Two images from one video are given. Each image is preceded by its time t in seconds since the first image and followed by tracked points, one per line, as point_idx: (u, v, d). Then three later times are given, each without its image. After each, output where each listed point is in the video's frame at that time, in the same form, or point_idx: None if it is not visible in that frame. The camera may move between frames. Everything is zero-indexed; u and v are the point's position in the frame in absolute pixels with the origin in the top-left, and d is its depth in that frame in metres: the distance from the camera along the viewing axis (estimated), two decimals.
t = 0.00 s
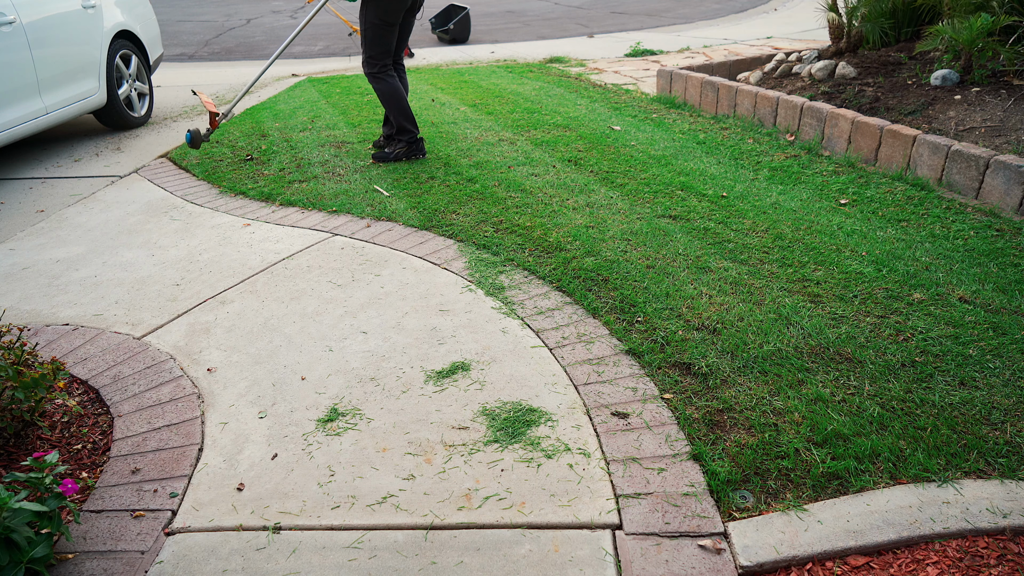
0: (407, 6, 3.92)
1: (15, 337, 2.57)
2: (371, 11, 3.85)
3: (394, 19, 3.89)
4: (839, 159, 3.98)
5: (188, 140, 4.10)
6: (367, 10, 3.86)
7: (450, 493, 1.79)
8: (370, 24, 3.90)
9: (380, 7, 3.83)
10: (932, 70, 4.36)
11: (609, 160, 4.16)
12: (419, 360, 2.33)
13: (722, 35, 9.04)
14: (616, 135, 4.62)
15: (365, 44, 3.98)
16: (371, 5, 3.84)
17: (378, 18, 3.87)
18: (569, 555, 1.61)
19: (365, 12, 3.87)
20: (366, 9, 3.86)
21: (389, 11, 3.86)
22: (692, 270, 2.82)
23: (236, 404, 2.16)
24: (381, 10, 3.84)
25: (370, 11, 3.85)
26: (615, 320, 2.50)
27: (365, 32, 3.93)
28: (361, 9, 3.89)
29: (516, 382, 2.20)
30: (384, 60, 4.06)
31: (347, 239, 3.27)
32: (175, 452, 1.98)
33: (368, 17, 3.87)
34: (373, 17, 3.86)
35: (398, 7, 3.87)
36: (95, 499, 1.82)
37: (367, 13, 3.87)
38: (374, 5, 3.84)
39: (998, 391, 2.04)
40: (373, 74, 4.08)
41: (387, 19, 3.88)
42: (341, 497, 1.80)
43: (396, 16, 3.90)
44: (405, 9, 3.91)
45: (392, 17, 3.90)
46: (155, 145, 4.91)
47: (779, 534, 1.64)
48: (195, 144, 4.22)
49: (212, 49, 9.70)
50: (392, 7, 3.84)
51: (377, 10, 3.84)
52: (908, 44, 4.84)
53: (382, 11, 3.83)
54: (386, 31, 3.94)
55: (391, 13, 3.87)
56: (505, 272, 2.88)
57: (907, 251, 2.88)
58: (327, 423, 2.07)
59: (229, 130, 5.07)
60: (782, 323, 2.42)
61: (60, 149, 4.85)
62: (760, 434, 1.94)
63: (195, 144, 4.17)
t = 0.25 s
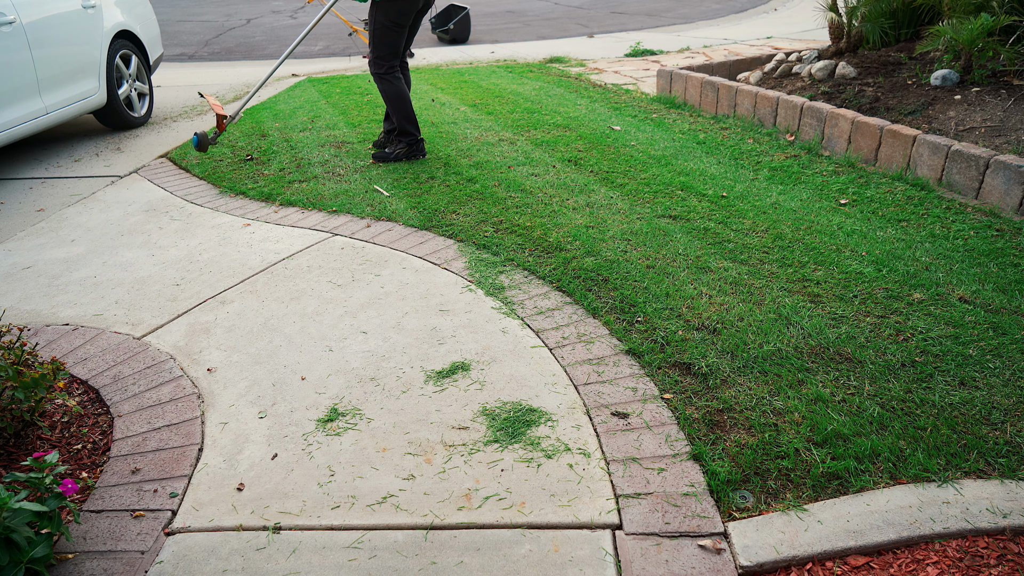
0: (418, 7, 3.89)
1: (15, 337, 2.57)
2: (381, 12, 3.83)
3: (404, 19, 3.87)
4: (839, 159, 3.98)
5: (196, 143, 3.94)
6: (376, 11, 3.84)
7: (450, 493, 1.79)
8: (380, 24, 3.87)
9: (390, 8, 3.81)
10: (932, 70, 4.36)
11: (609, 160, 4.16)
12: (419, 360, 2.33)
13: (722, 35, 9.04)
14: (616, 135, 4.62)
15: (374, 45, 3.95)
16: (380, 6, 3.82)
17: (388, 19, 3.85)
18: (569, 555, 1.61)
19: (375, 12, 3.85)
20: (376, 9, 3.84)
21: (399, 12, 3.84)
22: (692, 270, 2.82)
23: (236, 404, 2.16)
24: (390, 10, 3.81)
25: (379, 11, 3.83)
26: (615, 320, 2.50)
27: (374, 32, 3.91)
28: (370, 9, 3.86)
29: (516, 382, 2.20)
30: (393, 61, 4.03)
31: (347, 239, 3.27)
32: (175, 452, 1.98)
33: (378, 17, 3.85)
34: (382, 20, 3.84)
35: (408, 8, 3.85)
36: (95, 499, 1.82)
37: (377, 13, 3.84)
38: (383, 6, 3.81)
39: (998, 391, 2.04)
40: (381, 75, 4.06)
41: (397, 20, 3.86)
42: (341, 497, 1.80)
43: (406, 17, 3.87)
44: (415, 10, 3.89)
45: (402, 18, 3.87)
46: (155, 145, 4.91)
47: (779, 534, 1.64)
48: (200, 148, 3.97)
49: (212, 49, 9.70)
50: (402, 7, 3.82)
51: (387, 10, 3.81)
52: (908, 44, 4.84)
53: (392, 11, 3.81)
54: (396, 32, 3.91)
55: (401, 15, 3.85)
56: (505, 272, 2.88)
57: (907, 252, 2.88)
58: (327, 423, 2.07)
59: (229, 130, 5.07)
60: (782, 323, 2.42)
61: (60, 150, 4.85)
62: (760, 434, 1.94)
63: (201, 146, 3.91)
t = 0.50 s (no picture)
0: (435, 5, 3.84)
1: (15, 337, 2.57)
2: (398, 10, 3.77)
3: (421, 18, 3.81)
4: (839, 159, 3.98)
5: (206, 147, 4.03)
6: (393, 9, 3.79)
7: (450, 493, 1.79)
8: (396, 23, 3.82)
9: (407, 6, 3.75)
10: (931, 70, 4.37)
11: (609, 160, 4.16)
12: (419, 360, 2.33)
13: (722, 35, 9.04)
14: (616, 135, 4.62)
15: (390, 43, 3.90)
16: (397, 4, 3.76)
17: (405, 17, 3.79)
18: (569, 555, 1.61)
19: (392, 10, 3.79)
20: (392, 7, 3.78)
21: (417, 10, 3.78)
22: (692, 270, 2.82)
23: (236, 404, 2.16)
24: (408, 8, 3.77)
25: (396, 10, 3.77)
26: (615, 320, 2.50)
27: (390, 31, 3.85)
28: (387, 7, 3.81)
29: (516, 382, 2.20)
30: (408, 61, 3.98)
31: (347, 239, 3.27)
32: (175, 452, 1.98)
33: (395, 16, 3.80)
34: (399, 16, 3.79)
35: (425, 6, 3.79)
36: (95, 499, 1.82)
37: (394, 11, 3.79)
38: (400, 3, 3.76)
39: (998, 391, 2.04)
40: (395, 74, 4.01)
41: (415, 19, 3.80)
42: (341, 497, 1.80)
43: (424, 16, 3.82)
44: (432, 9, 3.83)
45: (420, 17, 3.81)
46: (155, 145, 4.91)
47: (779, 534, 1.64)
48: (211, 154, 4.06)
49: (212, 49, 9.71)
50: (419, 6, 3.77)
51: (404, 8, 3.76)
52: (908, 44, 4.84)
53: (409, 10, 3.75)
54: (412, 31, 3.86)
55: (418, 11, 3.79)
56: (505, 272, 2.88)
57: (907, 252, 2.88)
58: (327, 423, 2.07)
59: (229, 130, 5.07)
60: (782, 323, 2.42)
61: (60, 149, 4.85)
62: (760, 434, 1.94)
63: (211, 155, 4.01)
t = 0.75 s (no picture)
0: (449, 6, 3.82)
1: (15, 337, 2.57)
2: (411, 9, 3.75)
3: (433, 19, 3.79)
4: (839, 159, 3.98)
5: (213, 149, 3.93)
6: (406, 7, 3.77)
7: (450, 493, 1.79)
8: (408, 22, 3.80)
9: (420, 6, 3.74)
10: (931, 70, 4.37)
11: (609, 159, 4.16)
12: (419, 360, 2.33)
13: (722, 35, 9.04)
14: (616, 135, 4.62)
15: (401, 42, 3.88)
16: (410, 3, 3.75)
17: (417, 17, 3.77)
18: (569, 555, 1.61)
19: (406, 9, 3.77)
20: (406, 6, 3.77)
21: (430, 11, 3.76)
22: (692, 270, 2.82)
23: (236, 404, 2.16)
24: (421, 8, 3.75)
25: (410, 9, 3.75)
26: (615, 320, 2.50)
27: (401, 29, 3.84)
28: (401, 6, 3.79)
29: (516, 382, 2.20)
30: (417, 61, 3.96)
31: (347, 239, 3.27)
32: (175, 452, 1.98)
33: (407, 15, 3.78)
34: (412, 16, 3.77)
35: (439, 7, 3.77)
36: (95, 499, 1.82)
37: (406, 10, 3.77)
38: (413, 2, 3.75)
39: (998, 391, 2.04)
40: (404, 73, 3.99)
41: (427, 19, 3.78)
42: (341, 497, 1.80)
43: (436, 17, 3.80)
44: (446, 11, 3.81)
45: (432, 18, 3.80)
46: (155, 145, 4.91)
47: (779, 534, 1.64)
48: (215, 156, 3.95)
49: (212, 49, 9.71)
50: (432, 6, 3.75)
51: (417, 8, 3.74)
52: (908, 44, 4.85)
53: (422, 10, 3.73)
54: (423, 32, 3.84)
55: (431, 11, 3.77)
56: (505, 272, 2.88)
57: (907, 252, 2.88)
58: (327, 423, 2.07)
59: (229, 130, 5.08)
60: (782, 323, 2.42)
61: (60, 149, 4.85)
62: (760, 434, 1.94)
63: (217, 157, 3.90)
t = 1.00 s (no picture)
0: (457, 8, 3.82)
1: (15, 337, 2.57)
2: (419, 11, 3.74)
3: (441, 21, 3.79)
4: (839, 159, 3.98)
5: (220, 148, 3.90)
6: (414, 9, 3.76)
7: (450, 493, 1.79)
8: (416, 23, 3.78)
9: (429, 8, 3.73)
10: (932, 70, 4.37)
11: (609, 160, 4.16)
12: (419, 360, 2.33)
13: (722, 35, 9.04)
14: (616, 136, 4.62)
15: (407, 43, 3.87)
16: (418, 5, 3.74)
17: (425, 19, 3.76)
18: (569, 555, 1.61)
19: (415, 10, 3.75)
20: (414, 7, 3.75)
21: (438, 13, 3.76)
22: (692, 270, 2.82)
23: (236, 404, 2.16)
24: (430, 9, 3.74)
25: (418, 10, 3.74)
26: (615, 320, 2.50)
27: (408, 30, 3.82)
28: (410, 7, 3.77)
29: (516, 382, 2.20)
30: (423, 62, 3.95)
31: (347, 239, 3.27)
32: (175, 452, 1.98)
33: (416, 16, 3.76)
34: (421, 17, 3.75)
35: (448, 9, 3.77)
36: (95, 499, 1.82)
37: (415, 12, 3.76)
38: (422, 4, 3.74)
39: (998, 391, 2.04)
40: (409, 74, 3.98)
41: (435, 21, 3.77)
42: (341, 497, 1.80)
43: (444, 18, 3.79)
44: (453, 13, 3.81)
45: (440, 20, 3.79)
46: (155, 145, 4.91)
47: (779, 534, 1.64)
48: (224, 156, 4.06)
49: (212, 49, 9.71)
50: (441, 8, 3.74)
51: (425, 9, 3.73)
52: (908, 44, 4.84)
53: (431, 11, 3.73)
54: (430, 34, 3.83)
55: (440, 13, 3.76)
56: (505, 272, 2.88)
57: (907, 252, 2.88)
58: (327, 423, 2.07)
59: (229, 130, 5.07)
60: (782, 323, 2.42)
61: (60, 150, 4.85)
62: (760, 434, 1.94)
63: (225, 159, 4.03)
